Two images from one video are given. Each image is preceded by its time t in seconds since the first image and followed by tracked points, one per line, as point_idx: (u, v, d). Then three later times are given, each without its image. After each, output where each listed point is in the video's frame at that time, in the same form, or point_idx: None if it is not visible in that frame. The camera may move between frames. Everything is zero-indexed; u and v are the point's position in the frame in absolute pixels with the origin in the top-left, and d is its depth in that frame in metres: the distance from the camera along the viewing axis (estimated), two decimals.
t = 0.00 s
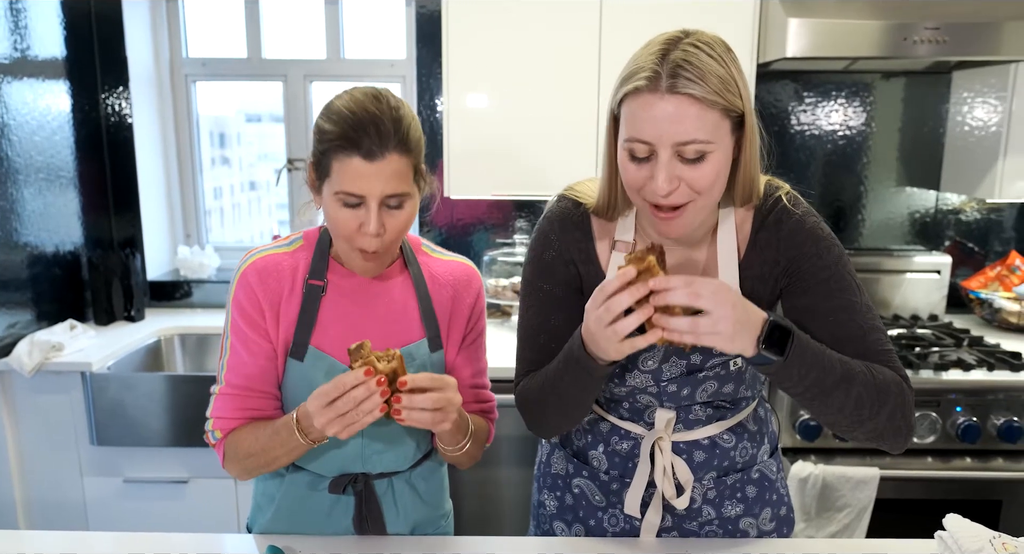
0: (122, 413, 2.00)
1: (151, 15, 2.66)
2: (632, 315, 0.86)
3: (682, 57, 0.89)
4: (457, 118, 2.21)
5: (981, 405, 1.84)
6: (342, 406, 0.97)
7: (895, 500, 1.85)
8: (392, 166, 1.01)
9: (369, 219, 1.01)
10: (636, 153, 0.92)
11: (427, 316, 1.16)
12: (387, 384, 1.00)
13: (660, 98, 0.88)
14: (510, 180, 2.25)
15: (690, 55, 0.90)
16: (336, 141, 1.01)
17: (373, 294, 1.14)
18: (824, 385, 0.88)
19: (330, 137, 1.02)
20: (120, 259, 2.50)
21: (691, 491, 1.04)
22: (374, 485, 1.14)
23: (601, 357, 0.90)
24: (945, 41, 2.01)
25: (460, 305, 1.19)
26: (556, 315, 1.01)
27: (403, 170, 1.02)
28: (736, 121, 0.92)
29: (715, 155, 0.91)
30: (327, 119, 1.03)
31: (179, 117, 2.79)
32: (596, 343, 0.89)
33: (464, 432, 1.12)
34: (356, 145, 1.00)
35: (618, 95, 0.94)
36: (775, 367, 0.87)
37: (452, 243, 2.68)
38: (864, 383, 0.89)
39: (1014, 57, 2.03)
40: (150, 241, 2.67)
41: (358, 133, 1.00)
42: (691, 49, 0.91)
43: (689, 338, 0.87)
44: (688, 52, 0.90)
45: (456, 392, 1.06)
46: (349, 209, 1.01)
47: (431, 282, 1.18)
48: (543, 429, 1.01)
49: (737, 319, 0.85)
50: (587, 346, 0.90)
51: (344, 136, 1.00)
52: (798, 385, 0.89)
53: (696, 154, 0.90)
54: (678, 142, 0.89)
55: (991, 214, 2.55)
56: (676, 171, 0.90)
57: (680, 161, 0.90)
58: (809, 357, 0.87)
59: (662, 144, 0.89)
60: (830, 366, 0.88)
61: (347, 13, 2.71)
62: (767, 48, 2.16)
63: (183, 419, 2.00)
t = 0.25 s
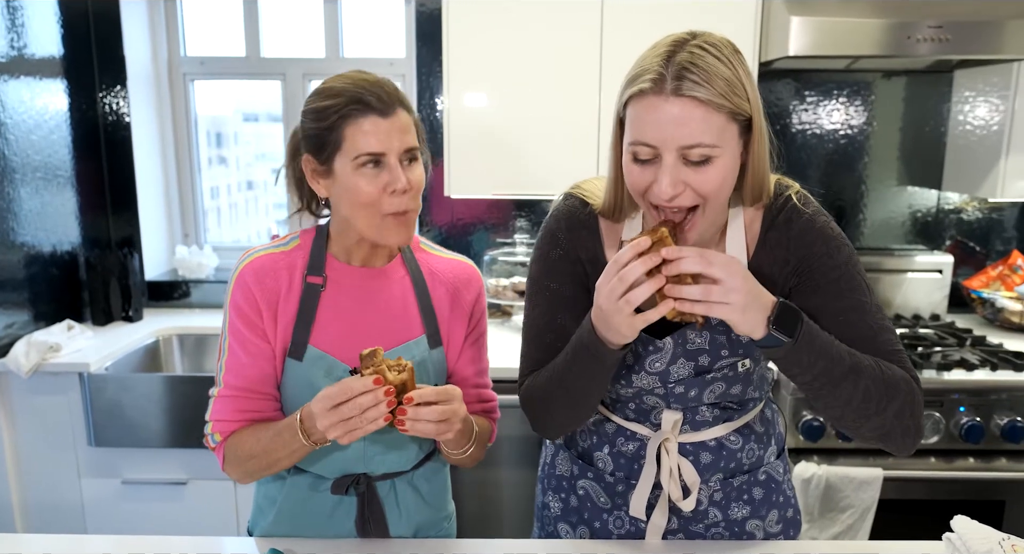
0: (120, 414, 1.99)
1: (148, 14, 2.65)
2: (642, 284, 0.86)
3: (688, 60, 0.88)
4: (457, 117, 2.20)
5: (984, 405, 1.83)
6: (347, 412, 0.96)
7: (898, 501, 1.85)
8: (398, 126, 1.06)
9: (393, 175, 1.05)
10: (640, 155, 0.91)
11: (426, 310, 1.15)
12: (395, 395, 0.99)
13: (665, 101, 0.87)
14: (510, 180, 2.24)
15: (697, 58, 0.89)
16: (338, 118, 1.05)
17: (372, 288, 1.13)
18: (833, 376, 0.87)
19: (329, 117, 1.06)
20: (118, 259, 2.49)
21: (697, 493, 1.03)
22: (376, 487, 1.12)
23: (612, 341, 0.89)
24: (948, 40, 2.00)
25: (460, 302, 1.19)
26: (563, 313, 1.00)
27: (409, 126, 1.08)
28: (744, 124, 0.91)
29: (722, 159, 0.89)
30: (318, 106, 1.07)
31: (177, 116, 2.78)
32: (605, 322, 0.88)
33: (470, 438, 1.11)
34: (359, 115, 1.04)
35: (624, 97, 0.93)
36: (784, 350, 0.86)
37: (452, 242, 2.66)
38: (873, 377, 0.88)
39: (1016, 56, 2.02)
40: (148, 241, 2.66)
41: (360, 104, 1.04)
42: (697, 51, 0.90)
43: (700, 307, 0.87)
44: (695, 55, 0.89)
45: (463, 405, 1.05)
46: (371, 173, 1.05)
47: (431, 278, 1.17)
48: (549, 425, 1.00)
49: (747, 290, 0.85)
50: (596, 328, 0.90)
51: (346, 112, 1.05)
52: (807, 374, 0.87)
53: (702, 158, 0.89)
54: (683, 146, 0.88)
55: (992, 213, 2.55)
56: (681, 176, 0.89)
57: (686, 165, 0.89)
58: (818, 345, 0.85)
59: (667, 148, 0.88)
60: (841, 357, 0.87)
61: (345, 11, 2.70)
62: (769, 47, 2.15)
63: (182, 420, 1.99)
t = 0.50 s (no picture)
0: (118, 417, 1.97)
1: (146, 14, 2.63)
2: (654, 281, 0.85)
3: (694, 64, 0.87)
4: (458, 117, 2.18)
5: (990, 407, 1.81)
6: (358, 419, 0.95)
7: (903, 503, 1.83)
8: (399, 123, 1.09)
9: (397, 168, 1.07)
10: (644, 161, 0.89)
11: (422, 308, 1.13)
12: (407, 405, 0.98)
13: (670, 106, 0.85)
14: (511, 180, 2.22)
15: (704, 61, 0.87)
16: (342, 115, 1.06)
17: (367, 287, 1.11)
18: (845, 380, 0.86)
19: (332, 114, 1.06)
20: (116, 260, 2.47)
21: (705, 498, 1.01)
22: (379, 488, 1.10)
23: (619, 348, 0.88)
24: (951, 38, 1.99)
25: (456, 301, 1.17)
26: (569, 318, 0.99)
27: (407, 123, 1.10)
28: (753, 130, 0.89)
29: (727, 166, 0.88)
30: (317, 105, 1.07)
31: (175, 116, 2.76)
32: (614, 327, 0.87)
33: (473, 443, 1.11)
34: (363, 112, 1.06)
35: (629, 101, 0.91)
36: (796, 353, 0.85)
37: (452, 243, 2.65)
38: (885, 382, 0.87)
39: (1019, 55, 2.01)
40: (145, 242, 2.64)
41: (364, 102, 1.06)
42: (704, 54, 0.88)
43: (712, 304, 0.85)
44: (702, 58, 0.88)
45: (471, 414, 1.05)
46: (376, 167, 1.06)
47: (426, 276, 1.16)
48: (556, 430, 0.98)
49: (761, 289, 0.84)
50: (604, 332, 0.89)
51: (350, 109, 1.06)
52: (818, 378, 0.86)
53: (707, 164, 0.87)
54: (687, 152, 0.86)
55: (995, 213, 2.53)
56: (684, 182, 0.87)
57: (690, 171, 0.87)
58: (829, 349, 0.84)
59: (671, 154, 0.87)
60: (852, 362, 0.85)
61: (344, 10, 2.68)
62: (772, 46, 2.14)
63: (180, 422, 1.97)
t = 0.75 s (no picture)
0: (113, 420, 1.95)
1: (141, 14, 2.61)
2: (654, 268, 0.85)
3: (699, 65, 0.85)
4: (457, 117, 2.16)
5: (993, 408, 1.80)
6: (353, 438, 0.93)
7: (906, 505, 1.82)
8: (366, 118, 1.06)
9: (369, 168, 1.04)
10: (646, 162, 0.88)
11: (405, 311, 1.12)
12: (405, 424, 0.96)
13: (672, 107, 0.84)
14: (510, 180, 2.21)
15: (710, 64, 0.85)
16: (306, 115, 1.02)
17: (347, 295, 1.09)
18: (852, 388, 0.84)
19: (296, 116, 1.03)
20: (111, 262, 2.43)
21: (711, 505, 1.00)
22: (379, 492, 1.08)
23: (618, 354, 0.87)
24: (953, 38, 1.98)
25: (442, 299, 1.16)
26: (574, 322, 0.97)
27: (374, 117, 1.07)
28: (758, 135, 0.87)
29: (728, 172, 0.86)
30: (279, 108, 1.04)
31: (171, 116, 2.73)
32: (616, 331, 0.86)
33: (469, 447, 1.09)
34: (327, 111, 1.03)
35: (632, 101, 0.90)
36: (802, 358, 0.82)
37: (451, 243, 2.63)
38: (893, 391, 0.85)
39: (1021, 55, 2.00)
40: (141, 243, 2.61)
41: (328, 101, 1.02)
42: (711, 56, 0.86)
43: (713, 293, 0.84)
44: (708, 59, 0.86)
45: (466, 434, 1.04)
46: (347, 168, 1.04)
47: (407, 277, 1.15)
48: (557, 436, 0.97)
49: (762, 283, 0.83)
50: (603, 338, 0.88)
51: (313, 109, 1.02)
52: (824, 385, 0.84)
53: (707, 168, 0.85)
54: (687, 155, 0.85)
55: (996, 213, 2.52)
56: (684, 187, 0.86)
57: (690, 174, 0.86)
58: (834, 357, 0.83)
59: (670, 156, 0.85)
60: (859, 370, 0.84)
61: (343, 9, 2.66)
62: (773, 46, 2.12)
63: (176, 425, 1.95)
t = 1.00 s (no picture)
0: (107, 423, 1.92)
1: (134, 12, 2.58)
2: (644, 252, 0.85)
3: (692, 69, 0.83)
4: (454, 117, 2.14)
5: (993, 410, 1.80)
6: (342, 436, 0.91)
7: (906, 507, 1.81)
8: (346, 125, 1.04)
9: (349, 177, 1.02)
10: (639, 161, 0.88)
11: (387, 316, 1.10)
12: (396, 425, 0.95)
13: (660, 110, 0.83)
14: (508, 181, 2.19)
15: (705, 67, 0.84)
16: (284, 120, 1.00)
17: (323, 302, 1.07)
18: (846, 391, 0.83)
19: (273, 120, 1.01)
20: (104, 262, 2.43)
21: (715, 511, 0.99)
22: (371, 499, 1.07)
23: (611, 348, 0.87)
24: (953, 38, 1.97)
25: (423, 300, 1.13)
26: (573, 323, 0.97)
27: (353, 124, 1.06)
28: (752, 141, 0.86)
29: (716, 177, 0.85)
30: (256, 112, 1.01)
31: (165, 116, 2.71)
32: (607, 322, 0.86)
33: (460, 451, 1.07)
34: (305, 117, 1.01)
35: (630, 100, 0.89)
36: (793, 358, 0.81)
37: (448, 244, 2.61)
38: (888, 396, 0.84)
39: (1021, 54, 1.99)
40: (135, 244, 2.59)
41: (306, 106, 1.01)
42: (708, 59, 0.85)
43: (700, 276, 0.84)
44: (703, 61, 0.84)
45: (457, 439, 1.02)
46: (325, 175, 1.02)
47: (387, 280, 1.12)
48: (549, 436, 0.97)
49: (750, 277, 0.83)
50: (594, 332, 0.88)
51: (291, 113, 1.00)
52: (817, 388, 0.83)
53: (694, 172, 0.84)
54: (674, 158, 0.84)
55: (994, 214, 2.52)
56: (671, 191, 0.85)
57: (677, 178, 0.85)
58: (826, 358, 0.81)
59: (657, 157, 0.85)
60: (853, 373, 0.83)
61: (338, 8, 2.64)
62: (772, 45, 2.11)
63: (171, 428, 1.92)
